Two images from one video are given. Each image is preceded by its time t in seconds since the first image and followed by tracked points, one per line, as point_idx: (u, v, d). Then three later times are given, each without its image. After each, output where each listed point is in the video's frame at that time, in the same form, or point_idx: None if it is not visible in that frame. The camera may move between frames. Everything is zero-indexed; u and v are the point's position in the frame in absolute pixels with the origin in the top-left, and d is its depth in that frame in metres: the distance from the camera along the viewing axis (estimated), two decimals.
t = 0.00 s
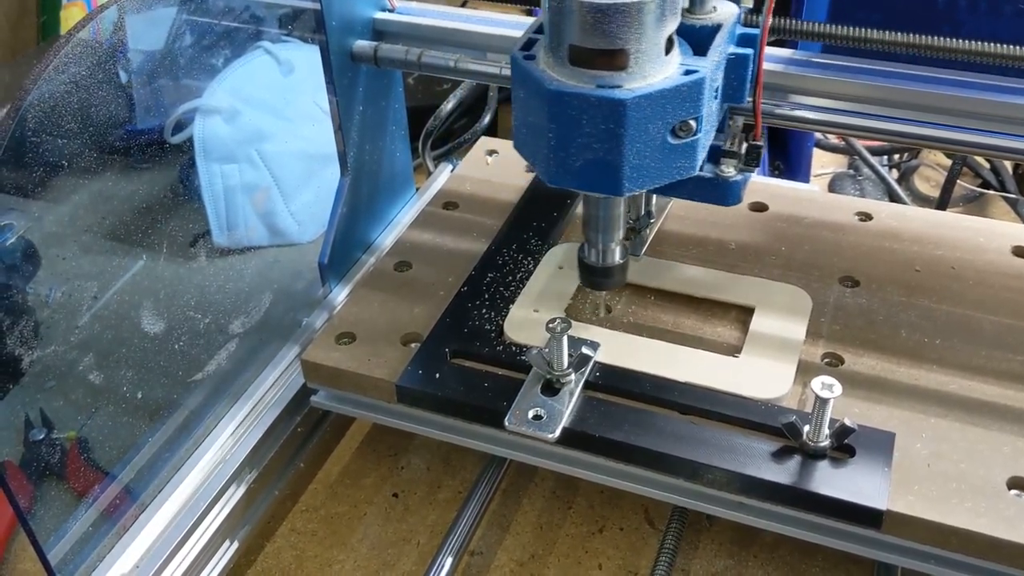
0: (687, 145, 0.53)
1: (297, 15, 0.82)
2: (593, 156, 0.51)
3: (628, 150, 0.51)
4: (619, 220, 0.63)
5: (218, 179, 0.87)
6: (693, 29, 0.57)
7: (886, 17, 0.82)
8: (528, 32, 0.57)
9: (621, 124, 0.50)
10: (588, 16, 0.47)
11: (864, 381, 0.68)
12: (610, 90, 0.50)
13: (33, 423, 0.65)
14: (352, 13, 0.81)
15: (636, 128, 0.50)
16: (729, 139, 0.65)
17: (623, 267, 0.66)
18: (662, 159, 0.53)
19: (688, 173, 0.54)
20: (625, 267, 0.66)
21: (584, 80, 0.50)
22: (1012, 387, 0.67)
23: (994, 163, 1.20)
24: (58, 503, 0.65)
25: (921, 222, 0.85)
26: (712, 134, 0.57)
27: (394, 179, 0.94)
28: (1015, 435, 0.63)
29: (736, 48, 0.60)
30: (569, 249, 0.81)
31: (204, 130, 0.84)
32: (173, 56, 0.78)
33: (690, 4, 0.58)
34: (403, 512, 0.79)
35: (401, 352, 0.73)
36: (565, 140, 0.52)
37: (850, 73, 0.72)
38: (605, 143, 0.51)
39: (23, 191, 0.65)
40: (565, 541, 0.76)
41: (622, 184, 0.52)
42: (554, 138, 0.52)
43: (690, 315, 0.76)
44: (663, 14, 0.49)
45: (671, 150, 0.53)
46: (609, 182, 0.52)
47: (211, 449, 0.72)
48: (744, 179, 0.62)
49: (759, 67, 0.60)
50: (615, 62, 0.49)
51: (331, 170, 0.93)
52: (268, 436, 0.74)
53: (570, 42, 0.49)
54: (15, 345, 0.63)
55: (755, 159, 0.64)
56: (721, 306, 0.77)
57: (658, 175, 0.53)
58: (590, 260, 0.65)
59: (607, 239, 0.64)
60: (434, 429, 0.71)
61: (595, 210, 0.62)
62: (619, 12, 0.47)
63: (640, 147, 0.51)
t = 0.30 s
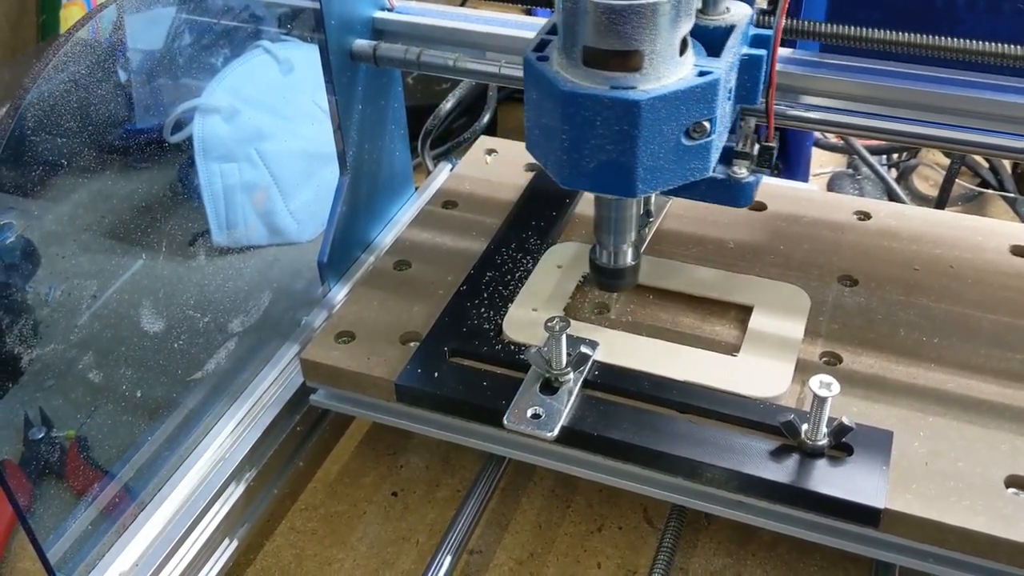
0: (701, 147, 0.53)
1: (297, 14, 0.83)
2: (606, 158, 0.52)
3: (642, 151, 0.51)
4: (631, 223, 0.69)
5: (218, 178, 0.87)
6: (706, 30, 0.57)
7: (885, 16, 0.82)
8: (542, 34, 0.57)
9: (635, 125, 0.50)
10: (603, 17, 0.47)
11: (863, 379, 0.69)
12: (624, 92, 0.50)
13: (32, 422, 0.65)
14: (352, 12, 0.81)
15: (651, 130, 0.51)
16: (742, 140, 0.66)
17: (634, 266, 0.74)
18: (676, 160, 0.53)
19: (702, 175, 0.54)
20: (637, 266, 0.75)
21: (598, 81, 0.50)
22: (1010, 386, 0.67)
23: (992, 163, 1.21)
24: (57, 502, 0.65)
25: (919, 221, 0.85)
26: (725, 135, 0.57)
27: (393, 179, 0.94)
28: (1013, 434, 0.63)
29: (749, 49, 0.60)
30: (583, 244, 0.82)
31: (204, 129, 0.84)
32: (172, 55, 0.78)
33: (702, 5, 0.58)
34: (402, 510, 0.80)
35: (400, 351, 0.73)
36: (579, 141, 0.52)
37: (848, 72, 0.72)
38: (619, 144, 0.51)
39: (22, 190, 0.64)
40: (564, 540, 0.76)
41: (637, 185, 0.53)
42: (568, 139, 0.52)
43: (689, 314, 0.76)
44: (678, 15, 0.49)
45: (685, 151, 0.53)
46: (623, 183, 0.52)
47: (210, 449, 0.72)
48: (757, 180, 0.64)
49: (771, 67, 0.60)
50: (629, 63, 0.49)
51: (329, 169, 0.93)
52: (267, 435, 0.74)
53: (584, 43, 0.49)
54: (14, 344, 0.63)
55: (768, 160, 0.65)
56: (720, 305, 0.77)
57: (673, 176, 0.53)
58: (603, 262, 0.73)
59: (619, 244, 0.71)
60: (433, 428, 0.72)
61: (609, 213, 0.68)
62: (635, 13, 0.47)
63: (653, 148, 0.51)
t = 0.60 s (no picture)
0: (715, 149, 0.53)
1: (297, 15, 0.83)
2: (621, 160, 0.51)
3: (656, 154, 0.51)
4: (643, 224, 0.64)
5: (217, 178, 0.87)
6: (721, 32, 0.57)
7: (884, 17, 0.82)
8: (554, 36, 0.57)
9: (650, 128, 0.50)
10: (617, 19, 0.47)
11: (861, 378, 0.69)
12: (638, 94, 0.49)
13: (32, 422, 0.65)
14: (352, 13, 0.81)
15: (665, 132, 0.50)
16: (753, 142, 0.68)
17: (647, 270, 0.68)
18: (690, 163, 0.53)
19: (715, 177, 0.54)
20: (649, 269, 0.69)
21: (612, 84, 0.50)
22: (1008, 385, 0.68)
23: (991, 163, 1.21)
24: (58, 500, 0.65)
25: (918, 221, 0.86)
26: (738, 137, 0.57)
27: (393, 179, 0.95)
28: (1011, 433, 0.63)
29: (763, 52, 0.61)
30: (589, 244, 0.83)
31: (204, 129, 0.85)
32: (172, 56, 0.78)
33: (715, 8, 0.59)
34: (402, 509, 0.80)
35: (400, 351, 0.73)
36: (593, 144, 0.51)
37: (847, 72, 0.72)
38: (633, 147, 0.51)
39: (24, 190, 0.64)
40: (563, 538, 0.77)
41: (650, 188, 0.52)
42: (582, 142, 0.52)
43: (688, 313, 0.76)
44: (693, 18, 0.49)
45: (699, 153, 0.53)
46: (637, 186, 0.52)
47: (210, 448, 0.72)
48: (770, 181, 0.68)
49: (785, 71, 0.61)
50: (645, 66, 0.49)
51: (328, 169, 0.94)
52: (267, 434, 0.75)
53: (598, 45, 0.49)
54: (15, 343, 0.63)
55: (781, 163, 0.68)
56: (719, 305, 0.77)
57: (686, 178, 0.53)
58: (614, 265, 0.67)
59: (632, 245, 0.65)
60: (433, 427, 0.72)
61: (621, 214, 0.63)
62: (650, 16, 0.47)
63: (668, 150, 0.51)
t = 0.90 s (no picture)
0: (730, 151, 0.53)
1: (297, 14, 0.84)
2: (636, 162, 0.51)
3: (672, 155, 0.51)
4: (656, 226, 0.64)
5: (218, 178, 0.87)
6: (735, 34, 0.58)
7: (883, 16, 0.82)
8: (568, 37, 0.57)
9: (666, 129, 0.50)
10: (634, 21, 0.47)
11: (860, 377, 0.69)
12: (654, 95, 0.49)
13: (33, 421, 0.65)
14: (352, 13, 0.81)
15: (681, 133, 0.50)
16: (767, 143, 0.68)
17: (661, 272, 0.67)
18: (705, 164, 0.52)
19: (730, 178, 0.54)
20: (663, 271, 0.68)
21: (627, 85, 0.50)
22: (1007, 384, 0.68)
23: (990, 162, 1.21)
24: (59, 499, 0.65)
25: (917, 220, 0.86)
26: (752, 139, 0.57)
27: (393, 178, 0.95)
28: (1010, 431, 0.64)
29: (777, 53, 0.62)
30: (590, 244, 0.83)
31: (204, 129, 0.85)
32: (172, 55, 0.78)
33: (730, 9, 0.59)
34: (402, 508, 0.80)
35: (399, 350, 0.73)
36: (608, 146, 0.51)
37: (847, 72, 0.72)
38: (649, 149, 0.51)
39: (25, 189, 0.64)
40: (563, 537, 0.77)
41: (666, 190, 0.52)
42: (597, 144, 0.52)
43: (687, 313, 0.76)
44: (708, 20, 0.49)
45: (714, 155, 0.52)
46: (653, 188, 0.52)
47: (210, 447, 0.72)
48: (782, 183, 0.68)
49: (800, 72, 0.62)
50: (661, 68, 0.49)
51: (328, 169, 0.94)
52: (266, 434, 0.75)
53: (614, 47, 0.49)
54: (15, 342, 0.63)
55: (793, 164, 0.68)
56: (718, 304, 0.77)
57: (701, 180, 0.53)
58: (629, 267, 0.66)
59: (646, 245, 0.65)
60: (432, 426, 0.72)
61: (634, 216, 0.63)
62: (666, 17, 0.47)
63: (683, 152, 0.51)
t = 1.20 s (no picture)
0: (741, 155, 0.53)
1: (295, 15, 0.84)
2: (646, 166, 0.51)
3: (683, 160, 0.51)
4: (666, 230, 0.66)
5: (215, 178, 0.87)
6: (746, 38, 0.57)
7: (880, 16, 0.82)
8: (578, 41, 0.56)
9: (677, 134, 0.50)
10: (645, 24, 0.47)
11: (856, 378, 0.69)
12: (665, 100, 0.49)
13: (29, 422, 0.65)
14: (349, 14, 0.81)
15: (692, 138, 0.50)
16: (777, 148, 0.67)
17: (669, 275, 0.70)
18: (716, 168, 0.52)
19: (741, 182, 0.54)
20: (671, 276, 0.71)
21: (638, 89, 0.50)
22: (1003, 385, 0.68)
23: (988, 163, 1.21)
24: (55, 500, 0.65)
25: (913, 221, 0.86)
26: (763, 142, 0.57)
27: (390, 179, 0.95)
28: (1006, 433, 0.64)
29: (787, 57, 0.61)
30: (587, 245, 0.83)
31: (202, 129, 0.85)
32: (169, 56, 0.78)
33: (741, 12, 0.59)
34: (399, 509, 0.80)
35: (396, 351, 0.73)
36: (619, 150, 0.51)
37: (854, 75, 0.72)
38: (659, 153, 0.51)
39: (19, 190, 0.64)
40: (559, 538, 0.77)
41: (677, 195, 0.52)
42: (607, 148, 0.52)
43: (684, 313, 0.76)
44: (720, 24, 0.48)
45: (725, 159, 0.52)
46: (663, 192, 0.52)
47: (207, 448, 0.72)
48: (793, 187, 0.66)
49: (811, 75, 0.61)
50: (672, 72, 0.49)
51: (325, 170, 0.93)
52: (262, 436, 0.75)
53: (625, 51, 0.49)
54: (10, 343, 0.63)
55: (804, 168, 0.65)
56: (715, 305, 0.77)
57: (712, 184, 0.53)
58: (638, 270, 0.69)
59: (654, 250, 0.68)
60: (429, 427, 0.72)
61: (645, 221, 0.65)
62: (677, 21, 0.47)
63: (694, 156, 0.51)
